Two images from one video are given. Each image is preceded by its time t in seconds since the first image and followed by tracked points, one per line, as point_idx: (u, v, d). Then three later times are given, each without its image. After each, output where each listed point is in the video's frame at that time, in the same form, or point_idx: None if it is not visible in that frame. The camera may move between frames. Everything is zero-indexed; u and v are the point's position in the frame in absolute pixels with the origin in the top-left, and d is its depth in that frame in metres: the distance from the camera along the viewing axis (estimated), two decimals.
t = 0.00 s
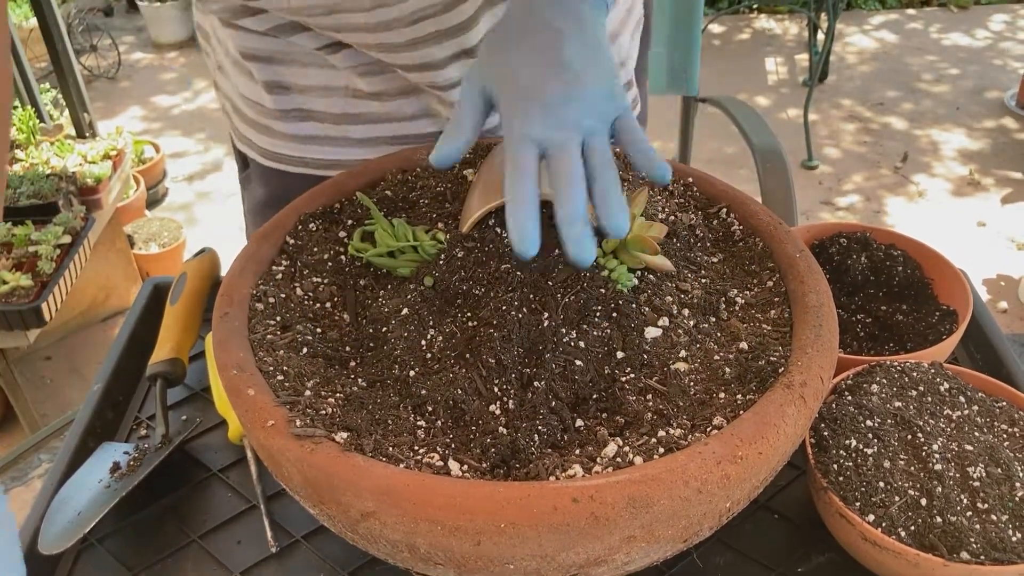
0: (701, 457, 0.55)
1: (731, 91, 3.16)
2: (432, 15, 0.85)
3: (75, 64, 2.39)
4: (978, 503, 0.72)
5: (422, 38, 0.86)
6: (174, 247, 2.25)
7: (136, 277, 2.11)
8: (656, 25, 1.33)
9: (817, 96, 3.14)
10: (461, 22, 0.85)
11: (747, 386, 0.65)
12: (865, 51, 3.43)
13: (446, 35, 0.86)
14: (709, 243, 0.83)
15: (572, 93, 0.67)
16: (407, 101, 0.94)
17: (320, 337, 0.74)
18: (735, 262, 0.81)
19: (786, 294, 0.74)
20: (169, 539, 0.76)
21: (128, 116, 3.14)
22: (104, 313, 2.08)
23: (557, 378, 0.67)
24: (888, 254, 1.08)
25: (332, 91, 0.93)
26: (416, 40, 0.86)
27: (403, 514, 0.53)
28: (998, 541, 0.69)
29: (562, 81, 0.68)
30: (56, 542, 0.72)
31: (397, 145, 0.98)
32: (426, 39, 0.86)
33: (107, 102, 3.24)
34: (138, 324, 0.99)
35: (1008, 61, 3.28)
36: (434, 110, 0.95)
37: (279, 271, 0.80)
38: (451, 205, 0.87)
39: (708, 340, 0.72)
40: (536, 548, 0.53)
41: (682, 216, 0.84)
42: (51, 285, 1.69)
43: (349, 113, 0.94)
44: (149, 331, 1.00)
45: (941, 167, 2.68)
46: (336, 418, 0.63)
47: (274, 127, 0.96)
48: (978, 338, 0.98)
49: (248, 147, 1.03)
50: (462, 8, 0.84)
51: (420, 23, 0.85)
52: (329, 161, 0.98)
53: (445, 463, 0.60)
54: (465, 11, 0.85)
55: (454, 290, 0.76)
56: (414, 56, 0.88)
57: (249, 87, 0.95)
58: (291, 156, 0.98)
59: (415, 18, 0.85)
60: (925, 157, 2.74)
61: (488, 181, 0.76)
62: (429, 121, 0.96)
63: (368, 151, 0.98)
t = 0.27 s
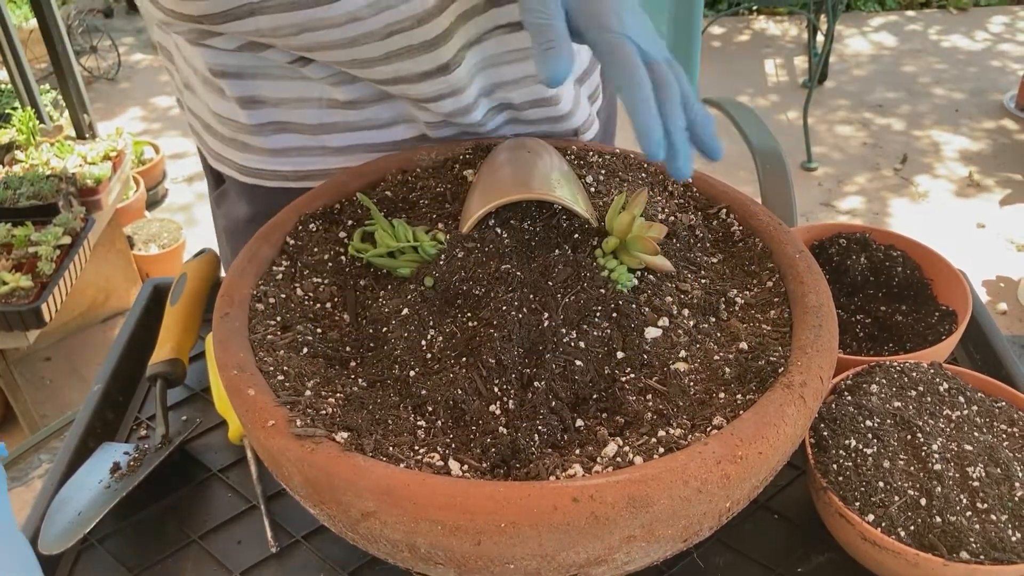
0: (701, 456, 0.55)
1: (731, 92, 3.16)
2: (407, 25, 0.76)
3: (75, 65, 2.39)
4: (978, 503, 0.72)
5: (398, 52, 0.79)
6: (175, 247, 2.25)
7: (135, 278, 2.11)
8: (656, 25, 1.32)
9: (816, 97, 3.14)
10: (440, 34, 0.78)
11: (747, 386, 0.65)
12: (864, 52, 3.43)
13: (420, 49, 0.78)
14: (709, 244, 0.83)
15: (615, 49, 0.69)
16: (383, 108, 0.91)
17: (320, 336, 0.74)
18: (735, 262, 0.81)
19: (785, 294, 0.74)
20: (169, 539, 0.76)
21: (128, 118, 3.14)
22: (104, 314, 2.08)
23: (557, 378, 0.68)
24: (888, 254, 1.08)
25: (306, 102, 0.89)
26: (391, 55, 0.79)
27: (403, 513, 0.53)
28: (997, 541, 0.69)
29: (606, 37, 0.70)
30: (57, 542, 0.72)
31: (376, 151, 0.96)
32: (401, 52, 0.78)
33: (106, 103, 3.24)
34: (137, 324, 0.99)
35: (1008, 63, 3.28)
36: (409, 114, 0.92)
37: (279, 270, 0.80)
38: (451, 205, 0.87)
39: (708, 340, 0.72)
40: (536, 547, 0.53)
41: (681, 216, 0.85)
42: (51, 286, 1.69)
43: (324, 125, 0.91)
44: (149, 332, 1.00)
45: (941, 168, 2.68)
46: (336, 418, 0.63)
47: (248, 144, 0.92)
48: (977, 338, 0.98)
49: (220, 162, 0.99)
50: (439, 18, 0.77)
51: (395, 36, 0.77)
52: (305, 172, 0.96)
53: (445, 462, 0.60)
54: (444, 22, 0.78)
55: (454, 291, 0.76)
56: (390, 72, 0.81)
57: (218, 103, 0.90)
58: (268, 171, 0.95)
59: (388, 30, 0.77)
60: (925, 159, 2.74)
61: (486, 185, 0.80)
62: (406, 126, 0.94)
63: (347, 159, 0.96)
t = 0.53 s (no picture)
0: (701, 458, 0.55)
1: (730, 94, 3.17)
2: (393, 40, 0.79)
3: (76, 67, 2.40)
4: (977, 505, 0.73)
5: (385, 64, 0.81)
6: (174, 249, 2.25)
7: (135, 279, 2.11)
8: (656, 27, 1.35)
9: (816, 99, 3.15)
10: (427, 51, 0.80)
11: (746, 387, 0.65)
12: (863, 54, 3.44)
13: (408, 60, 0.81)
14: (709, 246, 0.84)
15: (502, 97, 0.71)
16: (375, 114, 0.91)
17: (321, 339, 0.74)
18: (735, 265, 0.81)
19: (785, 296, 0.75)
20: (170, 540, 0.76)
21: (128, 119, 3.14)
22: (104, 315, 2.09)
23: (558, 380, 0.68)
24: (887, 257, 1.09)
25: (301, 106, 0.90)
26: (377, 66, 0.81)
27: (404, 515, 0.53)
28: (996, 543, 0.69)
29: (500, 81, 0.71)
30: (59, 543, 0.72)
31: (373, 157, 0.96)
32: (389, 63, 0.81)
33: (106, 104, 3.24)
34: (138, 326, 0.99)
35: (1006, 65, 3.29)
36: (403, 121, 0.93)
37: (280, 272, 0.81)
38: (451, 208, 0.87)
39: (708, 342, 0.72)
40: (537, 548, 0.53)
41: (681, 219, 0.85)
42: (51, 288, 1.69)
43: (319, 128, 0.92)
44: (149, 334, 1.00)
45: (940, 170, 2.69)
46: (338, 420, 0.63)
47: (246, 146, 0.94)
48: (976, 341, 0.98)
49: (220, 163, 1.00)
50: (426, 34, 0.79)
51: (383, 48, 0.80)
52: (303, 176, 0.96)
53: (446, 464, 0.60)
54: (430, 36, 0.79)
55: (455, 293, 0.76)
56: (376, 84, 0.83)
57: (215, 108, 0.92)
58: (264, 173, 0.95)
59: (374, 44, 0.79)
60: (923, 161, 2.74)
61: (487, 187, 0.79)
62: (400, 131, 0.94)
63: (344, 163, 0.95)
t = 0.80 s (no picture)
0: (698, 457, 0.55)
1: (730, 94, 3.17)
2: (384, 47, 0.81)
3: (75, 68, 2.40)
4: (974, 504, 0.73)
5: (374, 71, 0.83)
6: (174, 249, 2.25)
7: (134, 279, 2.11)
8: (654, 28, 1.35)
9: (816, 100, 3.15)
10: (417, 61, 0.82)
11: (744, 386, 0.66)
12: (863, 55, 3.44)
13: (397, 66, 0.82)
14: (707, 246, 0.84)
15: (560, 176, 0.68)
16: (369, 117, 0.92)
17: (320, 338, 0.75)
18: (733, 265, 0.81)
19: (783, 296, 0.75)
20: (169, 540, 0.76)
21: (127, 120, 3.14)
22: (104, 315, 2.09)
23: (556, 379, 0.68)
24: (885, 257, 1.09)
25: (298, 104, 0.91)
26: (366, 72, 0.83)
27: (403, 514, 0.54)
28: (993, 542, 0.70)
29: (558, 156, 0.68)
30: (57, 542, 0.72)
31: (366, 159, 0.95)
32: (378, 69, 0.83)
33: (106, 104, 3.25)
34: (137, 325, 0.99)
35: (1006, 65, 3.29)
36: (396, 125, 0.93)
37: (279, 272, 0.81)
38: (450, 208, 0.87)
39: (706, 342, 0.72)
40: (535, 547, 0.53)
41: (679, 219, 0.85)
42: (50, 288, 1.69)
43: (314, 126, 0.92)
44: (149, 333, 1.00)
45: (939, 171, 2.69)
46: (336, 419, 0.63)
47: (240, 138, 0.94)
48: (974, 340, 0.99)
49: (218, 155, 1.01)
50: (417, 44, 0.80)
51: (373, 55, 0.81)
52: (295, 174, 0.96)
53: (444, 463, 0.61)
54: (422, 46, 0.81)
55: (453, 292, 0.76)
56: (367, 88, 0.85)
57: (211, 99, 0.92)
58: (259, 169, 0.96)
59: (365, 50, 0.81)
60: (923, 161, 2.75)
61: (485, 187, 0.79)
62: (394, 135, 0.94)
63: (338, 162, 0.95)
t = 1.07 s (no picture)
0: (700, 459, 0.55)
1: (731, 96, 3.17)
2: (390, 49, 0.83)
3: (76, 69, 2.40)
4: (976, 506, 0.73)
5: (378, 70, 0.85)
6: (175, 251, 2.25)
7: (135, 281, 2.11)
8: (656, 29, 1.35)
9: (816, 101, 3.15)
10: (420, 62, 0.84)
11: (746, 389, 0.66)
12: (863, 56, 3.44)
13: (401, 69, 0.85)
14: (709, 248, 0.84)
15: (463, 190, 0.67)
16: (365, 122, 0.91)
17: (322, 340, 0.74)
18: (735, 266, 0.81)
19: (784, 298, 0.75)
20: (170, 541, 0.76)
21: (128, 121, 3.14)
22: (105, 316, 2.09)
23: (557, 382, 0.68)
24: (887, 259, 1.09)
25: (303, 100, 0.92)
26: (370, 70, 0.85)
27: (404, 516, 0.53)
28: (995, 544, 0.70)
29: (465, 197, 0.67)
30: (58, 545, 0.73)
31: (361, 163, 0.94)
32: (382, 69, 0.85)
33: (107, 106, 3.25)
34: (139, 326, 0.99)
35: (1006, 66, 3.29)
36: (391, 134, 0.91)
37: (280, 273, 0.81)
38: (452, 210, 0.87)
39: (708, 344, 0.72)
40: (537, 549, 0.53)
41: (681, 221, 0.85)
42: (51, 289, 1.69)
43: (315, 123, 0.93)
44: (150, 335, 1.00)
45: (940, 172, 2.69)
46: (338, 421, 0.63)
47: (247, 130, 0.96)
48: (975, 342, 0.99)
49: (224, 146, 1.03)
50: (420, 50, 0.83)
51: (376, 54, 0.84)
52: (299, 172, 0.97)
53: (446, 465, 0.61)
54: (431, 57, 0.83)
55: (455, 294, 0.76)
56: (369, 87, 0.87)
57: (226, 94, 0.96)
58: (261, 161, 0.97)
59: (372, 50, 0.83)
60: (923, 162, 2.75)
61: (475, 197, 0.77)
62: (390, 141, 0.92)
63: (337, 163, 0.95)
